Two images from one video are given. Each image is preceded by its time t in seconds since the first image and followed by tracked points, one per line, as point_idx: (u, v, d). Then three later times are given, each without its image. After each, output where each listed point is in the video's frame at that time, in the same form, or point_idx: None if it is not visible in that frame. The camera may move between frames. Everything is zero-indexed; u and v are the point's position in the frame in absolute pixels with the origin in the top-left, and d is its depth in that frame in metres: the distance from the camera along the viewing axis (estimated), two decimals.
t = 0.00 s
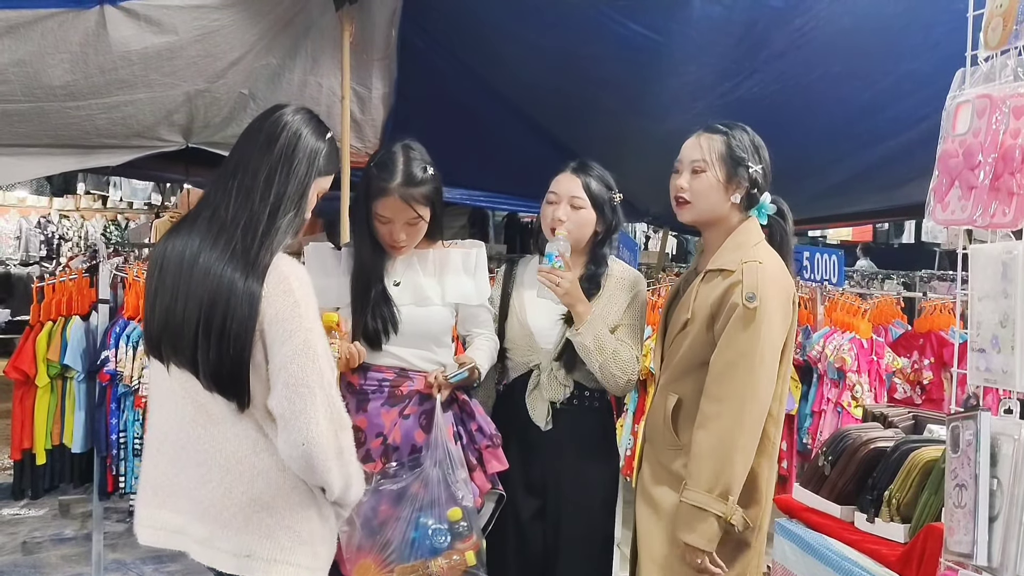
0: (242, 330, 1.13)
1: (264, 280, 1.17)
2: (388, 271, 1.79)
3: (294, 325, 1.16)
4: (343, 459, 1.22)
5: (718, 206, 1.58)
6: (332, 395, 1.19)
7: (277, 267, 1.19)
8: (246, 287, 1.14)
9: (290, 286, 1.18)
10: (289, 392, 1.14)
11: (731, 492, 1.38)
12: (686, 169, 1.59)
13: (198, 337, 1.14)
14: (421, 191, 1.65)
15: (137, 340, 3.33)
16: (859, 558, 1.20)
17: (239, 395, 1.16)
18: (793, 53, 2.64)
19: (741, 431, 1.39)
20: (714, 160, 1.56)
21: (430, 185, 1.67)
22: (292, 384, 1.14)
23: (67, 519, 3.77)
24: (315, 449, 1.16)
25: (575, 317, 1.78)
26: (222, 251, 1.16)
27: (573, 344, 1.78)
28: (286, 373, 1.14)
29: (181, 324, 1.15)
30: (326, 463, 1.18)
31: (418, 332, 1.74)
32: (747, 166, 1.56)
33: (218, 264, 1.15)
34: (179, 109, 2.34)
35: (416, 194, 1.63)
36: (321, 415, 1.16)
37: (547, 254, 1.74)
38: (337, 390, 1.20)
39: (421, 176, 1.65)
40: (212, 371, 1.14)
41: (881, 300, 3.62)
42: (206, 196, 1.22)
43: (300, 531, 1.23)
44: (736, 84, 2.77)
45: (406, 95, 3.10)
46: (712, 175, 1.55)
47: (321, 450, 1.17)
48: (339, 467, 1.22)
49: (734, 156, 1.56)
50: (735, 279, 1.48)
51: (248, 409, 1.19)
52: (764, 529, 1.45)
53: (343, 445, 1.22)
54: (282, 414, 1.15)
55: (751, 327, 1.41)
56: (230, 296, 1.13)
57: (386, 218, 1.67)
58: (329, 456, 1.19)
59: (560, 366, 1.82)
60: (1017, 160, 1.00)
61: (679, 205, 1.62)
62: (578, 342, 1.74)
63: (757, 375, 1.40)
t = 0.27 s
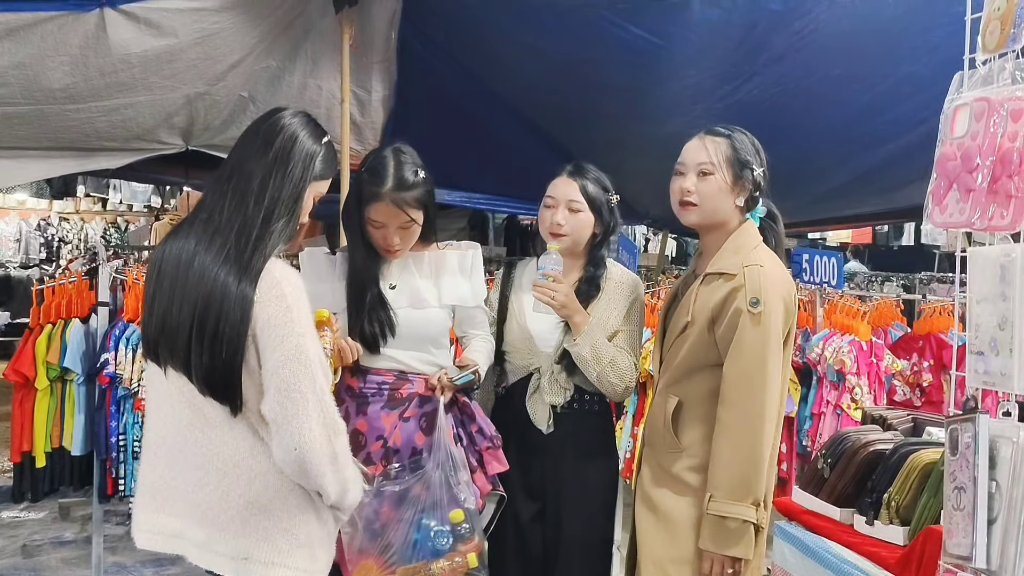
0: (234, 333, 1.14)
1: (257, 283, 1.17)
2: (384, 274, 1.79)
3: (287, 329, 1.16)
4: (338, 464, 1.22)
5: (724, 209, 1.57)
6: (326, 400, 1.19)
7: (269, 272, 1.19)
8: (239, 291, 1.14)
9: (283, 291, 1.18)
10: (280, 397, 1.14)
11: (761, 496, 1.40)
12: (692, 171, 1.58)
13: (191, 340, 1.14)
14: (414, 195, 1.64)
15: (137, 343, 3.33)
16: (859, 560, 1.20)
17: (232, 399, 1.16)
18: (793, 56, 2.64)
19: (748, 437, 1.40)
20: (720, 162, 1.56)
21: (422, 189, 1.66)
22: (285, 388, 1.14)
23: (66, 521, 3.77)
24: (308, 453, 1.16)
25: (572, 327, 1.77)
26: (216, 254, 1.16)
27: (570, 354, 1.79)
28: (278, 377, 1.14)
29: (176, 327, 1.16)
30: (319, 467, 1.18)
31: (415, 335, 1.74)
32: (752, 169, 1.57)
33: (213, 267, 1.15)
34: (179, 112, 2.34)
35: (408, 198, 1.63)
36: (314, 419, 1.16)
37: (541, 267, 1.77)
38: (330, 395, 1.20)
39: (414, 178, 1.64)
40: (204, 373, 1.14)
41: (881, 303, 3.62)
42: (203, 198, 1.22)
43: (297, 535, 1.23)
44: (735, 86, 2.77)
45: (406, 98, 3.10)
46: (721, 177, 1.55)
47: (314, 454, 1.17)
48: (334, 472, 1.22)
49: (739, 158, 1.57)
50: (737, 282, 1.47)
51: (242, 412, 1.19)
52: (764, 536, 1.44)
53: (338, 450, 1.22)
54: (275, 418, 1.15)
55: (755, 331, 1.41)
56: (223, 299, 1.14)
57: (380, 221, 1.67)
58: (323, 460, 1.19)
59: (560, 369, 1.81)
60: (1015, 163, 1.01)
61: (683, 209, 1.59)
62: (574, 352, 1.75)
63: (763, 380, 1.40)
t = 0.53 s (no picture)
0: (233, 338, 1.14)
1: (258, 288, 1.17)
2: (380, 278, 1.79)
3: (286, 333, 1.16)
4: (338, 468, 1.22)
5: (726, 215, 1.58)
6: (326, 404, 1.19)
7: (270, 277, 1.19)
8: (238, 295, 1.14)
9: (282, 295, 1.18)
10: (280, 401, 1.14)
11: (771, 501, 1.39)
12: (693, 177, 1.57)
13: (190, 344, 1.14)
14: (407, 200, 1.63)
15: (136, 347, 3.33)
16: (860, 565, 1.20)
17: (232, 404, 1.16)
18: (792, 60, 2.64)
19: (750, 442, 1.40)
20: (722, 168, 1.56)
21: (414, 194, 1.65)
22: (284, 393, 1.14)
23: (65, 526, 3.77)
24: (307, 457, 1.16)
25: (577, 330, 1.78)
26: (214, 259, 1.16)
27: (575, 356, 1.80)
28: (277, 382, 1.14)
29: (175, 331, 1.16)
30: (319, 471, 1.18)
31: (413, 339, 1.75)
32: (753, 175, 1.58)
33: (212, 272, 1.15)
34: (179, 116, 2.35)
35: (401, 203, 1.62)
36: (314, 423, 1.16)
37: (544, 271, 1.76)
38: (330, 399, 1.20)
39: (407, 183, 1.64)
40: (204, 378, 1.14)
41: (880, 307, 3.63)
42: (201, 203, 1.23)
43: (297, 538, 1.23)
44: (735, 90, 2.78)
45: (406, 102, 3.10)
46: (723, 183, 1.55)
47: (314, 458, 1.17)
48: (334, 476, 1.22)
49: (741, 164, 1.57)
50: (735, 287, 1.47)
51: (241, 416, 1.19)
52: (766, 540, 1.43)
53: (338, 454, 1.22)
54: (274, 422, 1.15)
55: (755, 337, 1.41)
56: (221, 303, 1.14)
57: (373, 227, 1.65)
58: (322, 464, 1.19)
59: (564, 373, 1.83)
60: (1014, 167, 1.01)
61: (686, 214, 1.60)
62: (580, 356, 1.76)
63: (766, 385, 1.40)
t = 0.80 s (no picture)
0: (233, 341, 1.14)
1: (258, 291, 1.17)
2: (375, 281, 1.79)
3: (286, 335, 1.16)
4: (337, 472, 1.22)
5: (726, 221, 1.59)
6: (325, 407, 1.19)
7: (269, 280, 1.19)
8: (239, 299, 1.14)
9: (282, 297, 1.18)
10: (280, 403, 1.14)
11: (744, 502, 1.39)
12: (694, 183, 1.57)
13: (189, 348, 1.14)
14: (400, 205, 1.64)
15: (133, 352, 3.32)
16: (857, 569, 1.20)
17: (232, 406, 1.16)
18: (789, 64, 2.64)
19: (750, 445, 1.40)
20: (723, 174, 1.56)
21: (408, 199, 1.66)
22: (284, 396, 1.14)
23: (62, 531, 3.76)
24: (307, 460, 1.16)
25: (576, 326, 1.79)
26: (214, 262, 1.16)
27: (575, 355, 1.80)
28: (278, 383, 1.14)
29: (174, 336, 1.16)
30: (318, 474, 1.18)
31: (410, 342, 1.74)
32: (753, 180, 1.59)
33: (212, 275, 1.15)
34: (176, 121, 2.35)
35: (394, 208, 1.62)
36: (314, 426, 1.16)
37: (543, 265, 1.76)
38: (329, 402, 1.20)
39: (401, 187, 1.64)
40: (204, 382, 1.14)
41: (876, 310, 3.62)
42: (200, 208, 1.23)
43: (294, 543, 1.23)
44: (732, 94, 2.78)
45: (403, 106, 3.11)
46: (724, 190, 1.56)
47: (314, 461, 1.17)
48: (333, 480, 1.22)
49: (741, 170, 1.58)
50: (733, 290, 1.48)
51: (240, 419, 1.19)
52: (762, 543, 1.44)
53: (336, 458, 1.22)
54: (274, 425, 1.15)
55: (752, 339, 1.41)
56: (221, 307, 1.14)
57: (368, 232, 1.65)
58: (322, 468, 1.19)
59: (563, 376, 1.82)
60: (1008, 171, 1.01)
61: (687, 220, 1.60)
62: (579, 349, 1.76)
63: (763, 387, 1.40)
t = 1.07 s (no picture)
0: (233, 345, 1.14)
1: (257, 296, 1.17)
2: (372, 287, 1.78)
3: (285, 339, 1.16)
4: (333, 477, 1.22)
5: (724, 227, 1.59)
6: (323, 412, 1.20)
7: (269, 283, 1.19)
8: (238, 304, 1.14)
9: (282, 300, 1.18)
10: (279, 407, 1.14)
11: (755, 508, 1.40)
12: (694, 188, 1.57)
13: (188, 353, 1.14)
14: (399, 210, 1.64)
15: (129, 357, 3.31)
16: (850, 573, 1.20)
17: (231, 410, 1.15)
18: (783, 70, 2.65)
19: (748, 448, 1.40)
20: (723, 179, 1.57)
21: (406, 204, 1.66)
22: (283, 399, 1.14)
23: (57, 537, 3.74)
24: (305, 464, 1.16)
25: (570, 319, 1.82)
26: (214, 267, 1.17)
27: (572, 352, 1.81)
28: (276, 387, 1.14)
29: (173, 340, 1.16)
30: (316, 479, 1.18)
31: (408, 347, 1.74)
32: (751, 185, 1.60)
33: (213, 280, 1.15)
34: (172, 126, 2.35)
35: (394, 213, 1.62)
36: (311, 430, 1.17)
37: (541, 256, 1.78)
38: (327, 406, 1.21)
39: (400, 193, 1.64)
40: (204, 386, 1.14)
41: (871, 314, 3.62)
42: (200, 213, 1.23)
43: (290, 549, 1.23)
44: (727, 99, 2.79)
45: (399, 111, 3.11)
46: (724, 195, 1.57)
47: (311, 466, 1.17)
48: (329, 485, 1.22)
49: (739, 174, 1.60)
50: (735, 295, 1.48)
51: (238, 422, 1.18)
52: (757, 547, 1.44)
53: (333, 462, 1.22)
54: (272, 429, 1.15)
55: (754, 343, 1.42)
56: (221, 311, 1.14)
57: (366, 237, 1.66)
58: (320, 472, 1.19)
59: (561, 379, 1.84)
60: (1000, 177, 1.02)
61: (687, 224, 1.60)
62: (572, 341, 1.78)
63: (761, 391, 1.41)
